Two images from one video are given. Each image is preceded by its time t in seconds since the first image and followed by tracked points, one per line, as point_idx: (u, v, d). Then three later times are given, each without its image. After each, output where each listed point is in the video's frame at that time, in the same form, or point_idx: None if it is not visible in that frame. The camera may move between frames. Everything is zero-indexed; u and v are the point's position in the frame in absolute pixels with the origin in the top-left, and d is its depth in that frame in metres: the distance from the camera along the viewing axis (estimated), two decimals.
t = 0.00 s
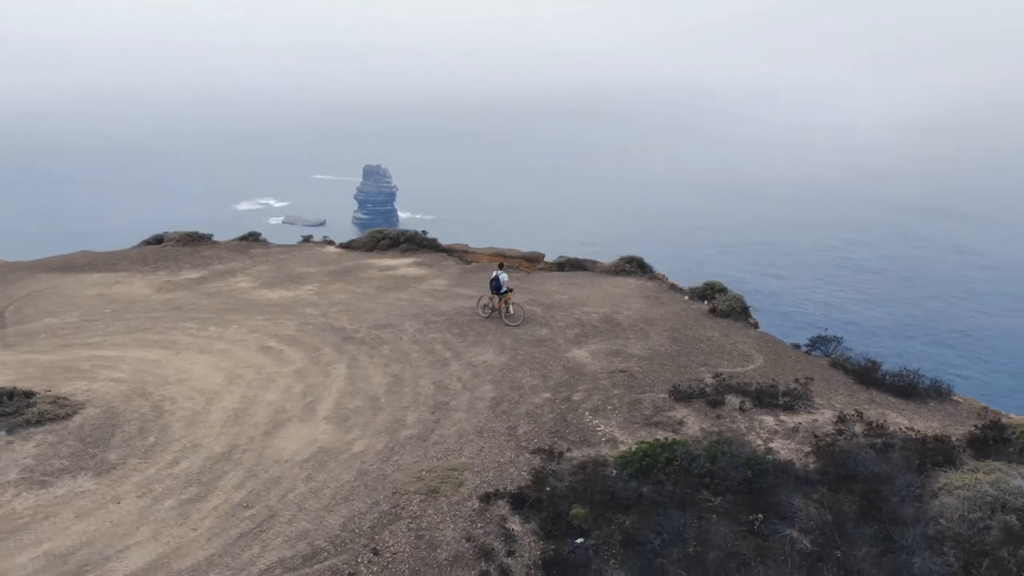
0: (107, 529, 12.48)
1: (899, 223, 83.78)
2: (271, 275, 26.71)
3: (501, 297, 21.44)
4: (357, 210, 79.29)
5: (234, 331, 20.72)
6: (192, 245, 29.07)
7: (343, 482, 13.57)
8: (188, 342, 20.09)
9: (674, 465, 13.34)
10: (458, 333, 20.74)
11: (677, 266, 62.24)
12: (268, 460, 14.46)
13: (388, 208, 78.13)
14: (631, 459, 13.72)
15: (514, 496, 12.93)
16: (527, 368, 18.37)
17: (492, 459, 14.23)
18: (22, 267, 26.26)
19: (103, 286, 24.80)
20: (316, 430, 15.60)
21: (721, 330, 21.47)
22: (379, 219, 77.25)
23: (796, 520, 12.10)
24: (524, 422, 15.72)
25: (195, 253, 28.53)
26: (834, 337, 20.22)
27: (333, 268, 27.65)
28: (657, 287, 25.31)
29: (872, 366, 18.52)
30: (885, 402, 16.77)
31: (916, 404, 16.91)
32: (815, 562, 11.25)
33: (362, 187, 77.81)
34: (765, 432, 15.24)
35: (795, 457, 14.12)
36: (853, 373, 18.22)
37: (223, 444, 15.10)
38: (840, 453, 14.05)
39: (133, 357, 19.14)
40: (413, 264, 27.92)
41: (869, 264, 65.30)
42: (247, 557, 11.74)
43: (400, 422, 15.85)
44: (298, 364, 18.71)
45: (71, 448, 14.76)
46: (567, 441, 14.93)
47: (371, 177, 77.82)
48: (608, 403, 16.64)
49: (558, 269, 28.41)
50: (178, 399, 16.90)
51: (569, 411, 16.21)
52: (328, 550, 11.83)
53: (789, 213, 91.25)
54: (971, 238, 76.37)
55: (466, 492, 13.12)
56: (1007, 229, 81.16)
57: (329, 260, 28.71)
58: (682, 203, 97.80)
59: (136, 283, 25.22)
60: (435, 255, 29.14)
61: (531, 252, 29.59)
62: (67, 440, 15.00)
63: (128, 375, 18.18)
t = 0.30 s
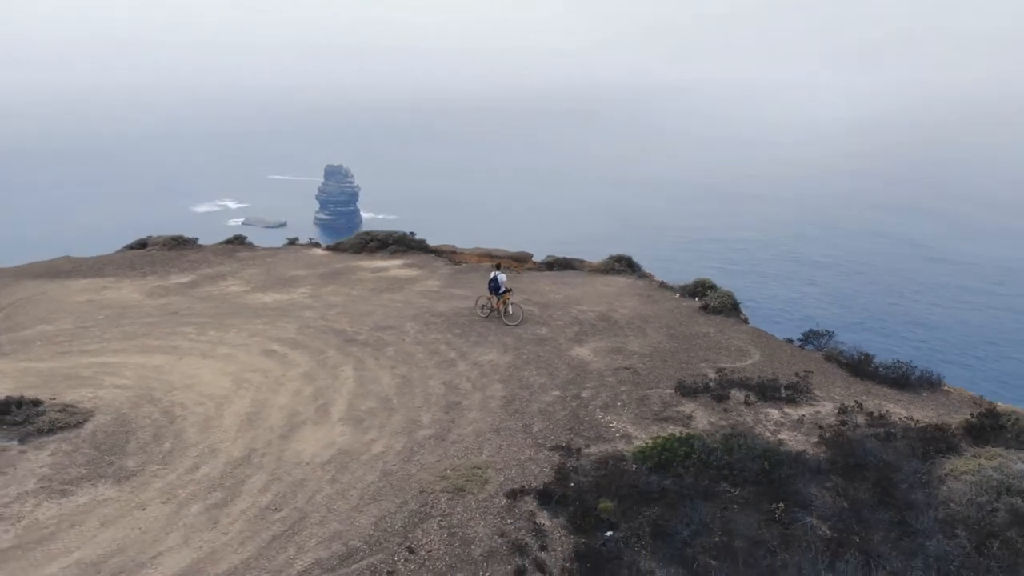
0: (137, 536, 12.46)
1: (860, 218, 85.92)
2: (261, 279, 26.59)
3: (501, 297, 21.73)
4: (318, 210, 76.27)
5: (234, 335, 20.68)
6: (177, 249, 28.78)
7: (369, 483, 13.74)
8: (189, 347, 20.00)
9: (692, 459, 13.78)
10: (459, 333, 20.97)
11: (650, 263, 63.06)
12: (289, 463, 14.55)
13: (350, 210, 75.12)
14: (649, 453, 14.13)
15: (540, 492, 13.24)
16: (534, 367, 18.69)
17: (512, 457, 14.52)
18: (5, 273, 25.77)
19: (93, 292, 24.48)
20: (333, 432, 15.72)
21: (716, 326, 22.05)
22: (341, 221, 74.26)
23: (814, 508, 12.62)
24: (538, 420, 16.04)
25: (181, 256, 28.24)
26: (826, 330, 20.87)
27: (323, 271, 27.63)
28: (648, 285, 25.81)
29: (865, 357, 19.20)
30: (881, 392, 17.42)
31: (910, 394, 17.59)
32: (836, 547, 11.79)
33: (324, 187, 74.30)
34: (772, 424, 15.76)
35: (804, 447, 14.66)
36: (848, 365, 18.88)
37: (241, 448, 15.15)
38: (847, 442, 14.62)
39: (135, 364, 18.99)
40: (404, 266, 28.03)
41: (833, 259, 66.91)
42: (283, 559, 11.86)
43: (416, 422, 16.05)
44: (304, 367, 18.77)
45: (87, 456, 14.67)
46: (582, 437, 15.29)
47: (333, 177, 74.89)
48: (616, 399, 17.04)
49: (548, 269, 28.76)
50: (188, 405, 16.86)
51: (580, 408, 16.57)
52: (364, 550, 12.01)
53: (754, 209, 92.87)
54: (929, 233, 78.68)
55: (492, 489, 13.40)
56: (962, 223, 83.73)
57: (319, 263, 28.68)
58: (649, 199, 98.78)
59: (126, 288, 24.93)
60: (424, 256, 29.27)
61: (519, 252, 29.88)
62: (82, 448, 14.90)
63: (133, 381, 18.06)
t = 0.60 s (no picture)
0: (162, 541, 12.46)
1: (831, 215, 87.46)
2: (255, 281, 26.51)
3: (500, 297, 21.96)
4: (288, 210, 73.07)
5: (236, 339, 20.64)
6: (167, 252, 28.53)
7: (390, 483, 13.91)
8: (191, 351, 19.93)
9: (706, 453, 14.14)
10: (461, 334, 21.15)
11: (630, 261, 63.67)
12: (306, 465, 14.65)
13: (321, 209, 71.84)
14: (663, 448, 14.45)
15: (560, 488, 13.50)
16: (539, 367, 18.95)
17: (528, 454, 14.77)
18: None
19: (85, 298, 24.23)
20: (347, 433, 15.83)
21: (712, 323, 22.48)
22: (312, 222, 71.12)
23: (827, 498, 13.05)
24: (549, 418, 16.30)
25: (171, 259, 28.02)
26: (819, 326, 21.40)
27: (317, 273, 27.62)
28: (641, 283, 26.18)
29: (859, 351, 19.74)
30: (878, 385, 17.95)
31: (905, 386, 18.13)
32: (851, 535, 12.21)
33: (295, 187, 72.82)
34: (778, 418, 16.19)
35: (810, 440, 15.09)
36: (842, 359, 19.43)
37: (257, 451, 15.19)
38: (851, 434, 15.08)
39: (138, 369, 18.89)
40: (397, 267, 28.12)
41: (807, 256, 68.15)
42: (313, 560, 11.97)
43: (428, 422, 16.22)
44: (310, 369, 18.83)
45: (102, 462, 14.62)
46: (595, 434, 15.57)
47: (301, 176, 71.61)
48: (623, 397, 17.36)
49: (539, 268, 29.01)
50: (197, 409, 16.85)
51: (589, 406, 16.86)
52: (392, 549, 12.17)
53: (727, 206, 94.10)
54: (898, 228, 80.37)
55: (513, 487, 13.62)
56: (929, 217, 85.57)
57: (311, 265, 28.64)
58: (625, 198, 99.58)
59: (119, 293, 24.70)
60: (416, 257, 29.38)
61: (510, 252, 30.10)
62: (96, 454, 14.83)
63: (139, 387, 17.98)
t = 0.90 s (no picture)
0: (195, 546, 12.48)
1: (797, 212, 89.22)
2: (247, 285, 26.40)
3: (499, 297, 22.24)
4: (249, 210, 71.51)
5: (238, 343, 20.60)
6: (155, 256, 28.25)
7: (415, 482, 14.11)
8: (194, 356, 19.84)
9: (722, 445, 14.60)
10: (464, 334, 21.37)
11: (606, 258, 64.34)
12: (329, 467, 14.77)
13: (283, 210, 70.37)
14: (679, 442, 14.87)
15: (583, 484, 13.83)
16: (545, 365, 19.29)
17: (547, 451, 15.07)
18: None
19: (77, 304, 23.91)
20: (365, 434, 15.97)
21: (706, 319, 23.05)
22: (274, 223, 69.73)
23: (841, 486, 13.58)
24: (563, 415, 16.63)
25: (159, 263, 27.75)
26: (810, 321, 22.08)
27: (309, 275, 27.59)
28: (632, 281, 26.65)
29: (851, 344, 20.44)
30: (872, 377, 18.63)
31: (898, 377, 18.83)
32: (868, 521, 12.75)
33: (256, 186, 69.91)
34: (783, 410, 16.72)
35: (818, 430, 15.63)
36: (836, 352, 20.11)
37: (276, 454, 15.25)
38: (856, 423, 15.67)
39: (143, 375, 18.77)
40: (389, 269, 28.21)
41: (776, 252, 69.59)
42: (349, 560, 12.10)
43: (444, 422, 16.44)
44: (318, 372, 18.89)
45: (121, 468, 14.56)
46: (609, 430, 15.94)
47: (263, 176, 70.01)
48: (631, 393, 17.77)
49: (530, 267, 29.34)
50: (210, 414, 16.83)
51: (600, 402, 17.24)
52: (427, 547, 12.38)
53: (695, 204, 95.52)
54: (861, 224, 82.35)
55: (538, 483, 13.92)
56: (890, 213, 87.85)
57: (302, 268, 28.59)
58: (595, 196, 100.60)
59: (110, 298, 24.42)
60: (406, 258, 29.48)
61: (500, 252, 30.37)
62: (114, 461, 14.76)
63: (147, 393, 17.89)
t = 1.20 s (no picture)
0: (223, 547, 12.54)
1: (770, 210, 90.59)
2: (242, 287, 26.31)
3: (499, 296, 22.46)
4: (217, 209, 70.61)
5: (241, 345, 20.57)
6: (146, 259, 28.03)
7: (436, 480, 14.31)
8: (198, 359, 19.78)
9: (733, 438, 14.99)
10: (466, 333, 21.56)
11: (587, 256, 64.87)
12: (347, 466, 14.89)
13: (252, 210, 69.65)
14: (691, 436, 15.24)
15: (602, 479, 14.10)
16: (550, 363, 19.55)
17: (563, 447, 15.34)
18: None
19: (71, 308, 23.69)
20: (379, 434, 16.10)
21: (702, 315, 23.50)
22: (243, 223, 69.06)
23: (851, 476, 14.02)
24: (574, 411, 16.90)
25: (151, 267, 27.56)
26: (804, 317, 22.62)
27: (303, 277, 27.57)
28: (626, 279, 27.03)
29: (844, 338, 21.00)
30: (869, 370, 19.17)
31: (893, 370, 19.40)
32: (879, 508, 13.20)
33: (223, 188, 68.70)
34: (787, 403, 17.18)
35: (822, 422, 16.09)
36: (832, 346, 20.63)
37: (293, 455, 15.33)
38: (859, 415, 16.16)
39: (149, 378, 18.72)
40: (384, 269, 28.29)
41: (754, 248, 70.66)
42: (379, 559, 12.26)
43: (457, 420, 16.63)
44: (325, 373, 18.96)
45: (139, 472, 14.54)
46: (620, 425, 16.24)
47: (232, 176, 68.97)
48: (638, 389, 18.11)
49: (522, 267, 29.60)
50: (221, 416, 16.84)
51: (608, 398, 17.55)
52: (455, 543, 12.58)
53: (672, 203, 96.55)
54: (834, 222, 83.79)
55: (557, 478, 14.18)
56: (861, 211, 89.57)
57: (295, 269, 28.54)
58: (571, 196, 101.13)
59: (105, 302, 24.21)
60: (399, 259, 29.58)
61: (492, 252, 30.58)
62: (131, 465, 14.73)
63: (154, 396, 17.82)
